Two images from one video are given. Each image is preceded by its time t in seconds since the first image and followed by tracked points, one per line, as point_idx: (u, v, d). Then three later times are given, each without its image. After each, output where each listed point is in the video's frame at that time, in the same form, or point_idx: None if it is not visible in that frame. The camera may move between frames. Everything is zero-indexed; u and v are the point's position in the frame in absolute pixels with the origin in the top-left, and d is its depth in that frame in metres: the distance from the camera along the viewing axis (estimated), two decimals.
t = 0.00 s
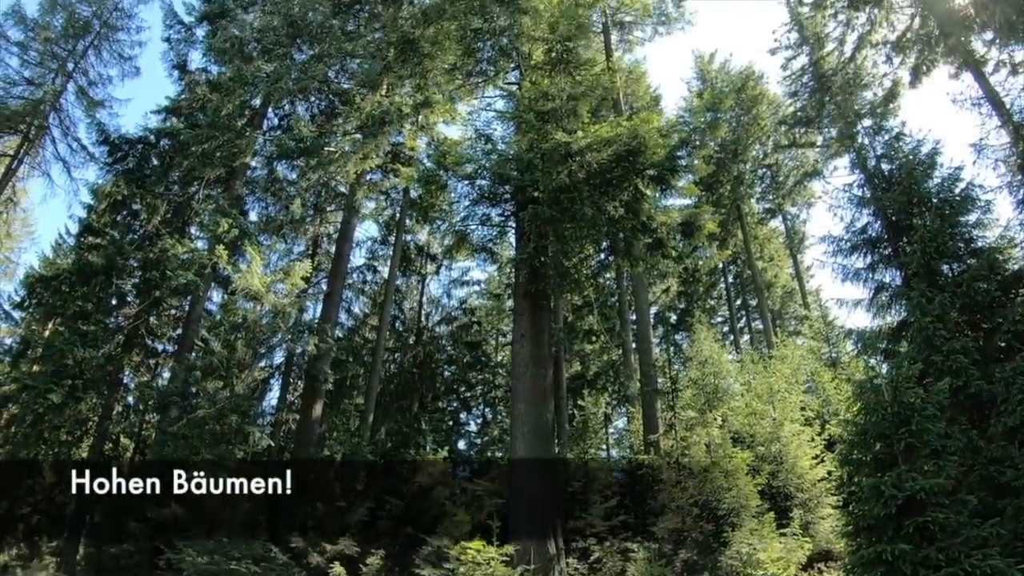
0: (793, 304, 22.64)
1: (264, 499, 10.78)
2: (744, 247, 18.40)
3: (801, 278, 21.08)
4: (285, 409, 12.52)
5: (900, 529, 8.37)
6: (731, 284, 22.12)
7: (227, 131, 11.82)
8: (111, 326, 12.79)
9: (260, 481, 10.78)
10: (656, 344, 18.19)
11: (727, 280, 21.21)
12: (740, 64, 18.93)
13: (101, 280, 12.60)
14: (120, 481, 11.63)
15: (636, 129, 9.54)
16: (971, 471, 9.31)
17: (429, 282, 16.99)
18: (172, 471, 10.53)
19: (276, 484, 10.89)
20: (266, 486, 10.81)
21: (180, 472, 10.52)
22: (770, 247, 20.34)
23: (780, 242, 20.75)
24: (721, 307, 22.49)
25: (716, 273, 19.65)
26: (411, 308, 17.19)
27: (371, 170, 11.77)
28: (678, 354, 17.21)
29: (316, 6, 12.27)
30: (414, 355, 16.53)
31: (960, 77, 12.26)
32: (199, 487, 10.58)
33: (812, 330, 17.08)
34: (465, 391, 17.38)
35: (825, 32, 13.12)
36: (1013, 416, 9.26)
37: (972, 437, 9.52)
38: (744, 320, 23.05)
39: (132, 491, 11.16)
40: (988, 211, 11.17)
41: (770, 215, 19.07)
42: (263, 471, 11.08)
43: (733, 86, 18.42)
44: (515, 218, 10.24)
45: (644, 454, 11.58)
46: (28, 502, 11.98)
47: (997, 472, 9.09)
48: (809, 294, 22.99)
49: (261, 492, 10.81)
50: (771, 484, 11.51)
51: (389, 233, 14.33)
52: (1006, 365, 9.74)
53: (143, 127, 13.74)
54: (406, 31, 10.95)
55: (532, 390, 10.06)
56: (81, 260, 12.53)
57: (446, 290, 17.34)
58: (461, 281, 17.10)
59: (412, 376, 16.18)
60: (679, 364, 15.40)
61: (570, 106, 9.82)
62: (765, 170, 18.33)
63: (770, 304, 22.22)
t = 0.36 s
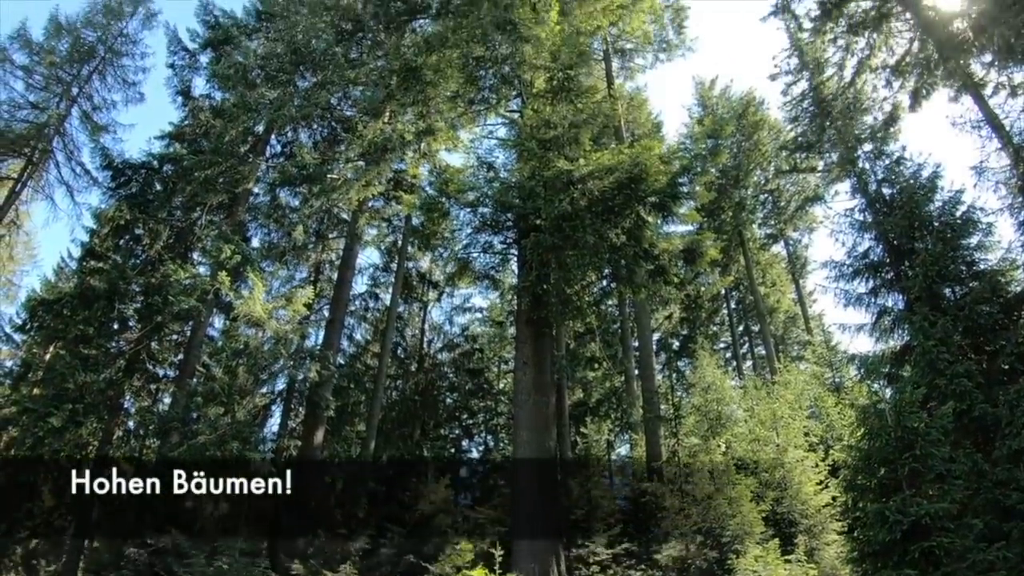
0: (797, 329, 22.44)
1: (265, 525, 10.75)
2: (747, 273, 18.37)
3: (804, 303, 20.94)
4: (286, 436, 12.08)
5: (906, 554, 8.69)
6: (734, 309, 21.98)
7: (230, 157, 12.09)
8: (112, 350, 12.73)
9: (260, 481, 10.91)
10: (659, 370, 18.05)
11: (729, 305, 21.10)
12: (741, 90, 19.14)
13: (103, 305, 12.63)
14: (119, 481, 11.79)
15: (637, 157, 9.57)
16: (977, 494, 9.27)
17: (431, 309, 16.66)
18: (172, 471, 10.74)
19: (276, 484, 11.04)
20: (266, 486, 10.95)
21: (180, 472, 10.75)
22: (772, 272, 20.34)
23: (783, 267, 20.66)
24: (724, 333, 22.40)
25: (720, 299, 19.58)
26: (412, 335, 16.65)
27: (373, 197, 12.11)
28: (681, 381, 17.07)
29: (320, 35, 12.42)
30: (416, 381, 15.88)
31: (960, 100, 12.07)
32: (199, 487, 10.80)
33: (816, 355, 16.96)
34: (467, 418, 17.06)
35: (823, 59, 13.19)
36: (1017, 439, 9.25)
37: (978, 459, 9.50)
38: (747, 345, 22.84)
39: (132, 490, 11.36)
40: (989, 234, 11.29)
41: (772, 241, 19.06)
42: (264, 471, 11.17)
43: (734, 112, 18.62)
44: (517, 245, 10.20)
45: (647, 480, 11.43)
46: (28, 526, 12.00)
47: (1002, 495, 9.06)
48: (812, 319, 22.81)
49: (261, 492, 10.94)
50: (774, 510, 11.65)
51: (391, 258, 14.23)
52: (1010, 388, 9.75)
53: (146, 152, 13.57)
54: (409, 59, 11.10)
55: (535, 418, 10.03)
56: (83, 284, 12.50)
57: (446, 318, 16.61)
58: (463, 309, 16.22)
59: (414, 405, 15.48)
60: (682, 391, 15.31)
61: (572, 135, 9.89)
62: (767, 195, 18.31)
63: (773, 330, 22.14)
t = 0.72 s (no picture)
0: (798, 353, 22.25)
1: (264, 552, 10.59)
2: (749, 298, 18.31)
3: (806, 328, 20.82)
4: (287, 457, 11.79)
5: None
6: (735, 334, 21.87)
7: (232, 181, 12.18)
8: (113, 373, 12.63)
9: (260, 481, 11.05)
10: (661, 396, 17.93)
11: (730, 330, 20.99)
12: (741, 115, 19.31)
13: (105, 328, 12.55)
14: (119, 482, 11.72)
15: (639, 182, 9.64)
16: (981, 516, 9.37)
17: (433, 334, 15.80)
18: (172, 472, 10.91)
19: (276, 484, 11.21)
20: (266, 486, 11.11)
21: (180, 472, 10.89)
22: (774, 297, 20.30)
23: (784, 291, 20.61)
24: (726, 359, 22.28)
25: (721, 324, 19.50)
26: (415, 361, 16.35)
27: (374, 223, 12.25)
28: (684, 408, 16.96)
29: (322, 61, 12.61)
30: (417, 408, 15.78)
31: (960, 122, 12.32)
32: (199, 487, 10.99)
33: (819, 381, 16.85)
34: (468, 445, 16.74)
35: (823, 83, 13.18)
36: (1022, 461, 9.25)
37: (982, 482, 9.57)
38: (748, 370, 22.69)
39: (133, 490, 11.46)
40: (991, 255, 11.34)
41: (773, 265, 19.04)
42: (264, 470, 11.33)
43: (735, 138, 18.77)
44: (518, 272, 10.18)
45: (649, 509, 11.10)
46: (26, 548, 11.47)
47: (1006, 517, 9.14)
48: (814, 343, 22.66)
49: (260, 492, 11.09)
50: (779, 536, 11.71)
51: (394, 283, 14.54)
52: (1014, 410, 9.75)
53: (149, 177, 13.67)
54: (410, 86, 11.37)
55: (537, 444, 9.93)
56: (85, 307, 12.43)
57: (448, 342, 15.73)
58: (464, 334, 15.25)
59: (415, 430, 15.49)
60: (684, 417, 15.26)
61: (573, 161, 10.01)
62: (768, 221, 18.33)
63: (774, 355, 22.02)
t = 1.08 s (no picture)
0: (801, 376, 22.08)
1: None
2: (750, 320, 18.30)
3: (808, 350, 20.71)
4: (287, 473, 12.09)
5: None
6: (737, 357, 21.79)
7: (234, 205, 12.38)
8: (112, 395, 12.58)
9: (260, 481, 11.24)
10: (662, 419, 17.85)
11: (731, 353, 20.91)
12: (742, 138, 19.53)
13: (105, 348, 12.52)
14: (120, 482, 11.76)
15: (639, 207, 9.72)
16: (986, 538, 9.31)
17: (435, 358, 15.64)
18: (172, 472, 10.87)
19: (276, 484, 11.39)
20: (266, 486, 11.29)
21: (180, 472, 10.83)
22: (776, 319, 20.25)
23: (785, 313, 20.56)
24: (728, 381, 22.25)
25: (722, 347, 19.50)
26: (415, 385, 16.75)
27: (375, 247, 12.45)
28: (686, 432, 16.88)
29: (325, 84, 12.98)
30: (417, 431, 15.98)
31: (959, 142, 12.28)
32: (199, 487, 10.94)
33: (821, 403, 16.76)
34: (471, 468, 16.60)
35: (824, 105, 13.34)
36: None
37: (986, 503, 9.53)
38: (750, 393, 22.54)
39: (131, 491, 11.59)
40: (992, 276, 11.36)
41: (774, 287, 19.04)
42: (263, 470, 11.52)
43: (736, 160, 18.96)
44: (520, 295, 10.21)
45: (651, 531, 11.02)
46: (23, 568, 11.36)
47: (1012, 538, 9.06)
48: (816, 365, 22.51)
49: (260, 492, 11.27)
50: (783, 560, 11.82)
51: (393, 307, 14.50)
52: (1016, 431, 9.77)
53: (150, 199, 13.80)
54: (411, 110, 11.65)
55: (538, 468, 9.89)
56: (86, 327, 12.43)
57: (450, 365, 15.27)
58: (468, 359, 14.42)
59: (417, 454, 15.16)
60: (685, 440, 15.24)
61: (575, 186, 10.05)
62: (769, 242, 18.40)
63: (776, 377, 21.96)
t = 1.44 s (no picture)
0: (802, 397, 21.98)
1: None
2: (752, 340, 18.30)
3: (810, 370, 20.67)
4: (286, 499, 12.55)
5: None
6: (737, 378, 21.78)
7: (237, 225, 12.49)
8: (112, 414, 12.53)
9: (260, 481, 11.27)
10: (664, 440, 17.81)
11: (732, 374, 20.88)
12: (742, 159, 19.57)
13: (105, 367, 12.47)
14: (120, 482, 12.09)
15: (639, 229, 9.79)
16: (991, 558, 9.27)
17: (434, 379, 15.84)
18: (172, 472, 11.40)
19: (276, 484, 11.42)
20: (265, 486, 11.31)
21: (181, 472, 11.41)
22: (777, 340, 20.16)
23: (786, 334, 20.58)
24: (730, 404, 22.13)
25: (724, 368, 19.43)
26: (416, 407, 16.22)
27: (376, 268, 12.51)
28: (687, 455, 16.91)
29: (327, 105, 13.58)
30: (418, 453, 15.66)
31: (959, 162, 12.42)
32: (199, 487, 11.50)
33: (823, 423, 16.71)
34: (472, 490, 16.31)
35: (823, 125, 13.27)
36: None
37: (990, 522, 9.52)
38: (751, 413, 22.47)
39: (132, 490, 12.06)
40: (994, 294, 11.70)
41: (775, 307, 19.07)
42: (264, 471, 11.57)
43: (737, 181, 19.04)
44: (520, 316, 10.26)
45: (654, 553, 10.90)
46: None
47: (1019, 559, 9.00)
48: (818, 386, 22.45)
49: (260, 492, 11.30)
50: None
51: (393, 327, 14.48)
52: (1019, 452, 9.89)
53: (152, 219, 14.17)
54: (412, 132, 11.94)
55: (540, 491, 9.81)
56: (86, 345, 12.38)
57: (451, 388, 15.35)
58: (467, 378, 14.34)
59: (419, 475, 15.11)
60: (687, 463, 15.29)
61: (575, 208, 10.22)
62: (771, 263, 18.47)
63: (778, 398, 21.84)
